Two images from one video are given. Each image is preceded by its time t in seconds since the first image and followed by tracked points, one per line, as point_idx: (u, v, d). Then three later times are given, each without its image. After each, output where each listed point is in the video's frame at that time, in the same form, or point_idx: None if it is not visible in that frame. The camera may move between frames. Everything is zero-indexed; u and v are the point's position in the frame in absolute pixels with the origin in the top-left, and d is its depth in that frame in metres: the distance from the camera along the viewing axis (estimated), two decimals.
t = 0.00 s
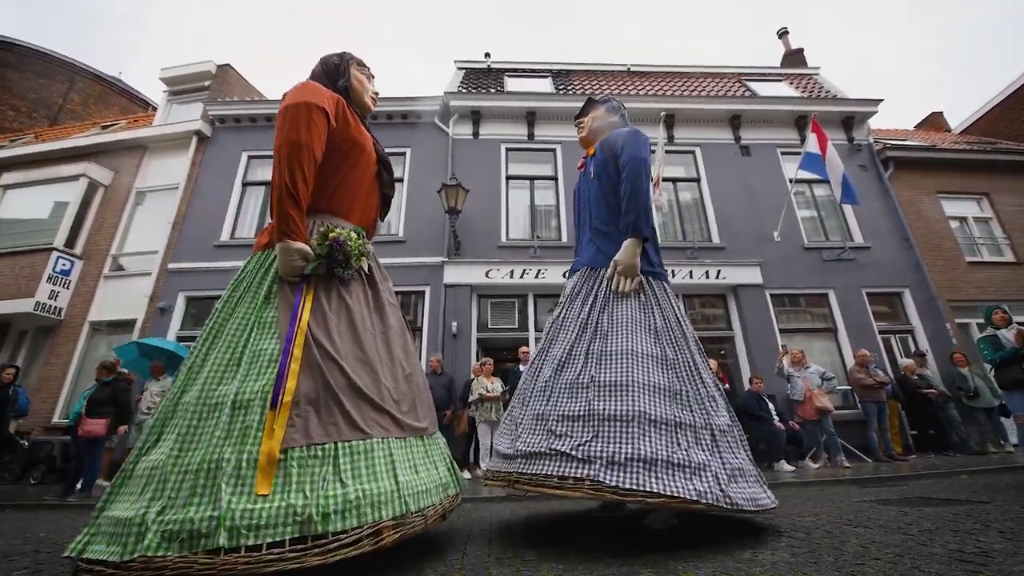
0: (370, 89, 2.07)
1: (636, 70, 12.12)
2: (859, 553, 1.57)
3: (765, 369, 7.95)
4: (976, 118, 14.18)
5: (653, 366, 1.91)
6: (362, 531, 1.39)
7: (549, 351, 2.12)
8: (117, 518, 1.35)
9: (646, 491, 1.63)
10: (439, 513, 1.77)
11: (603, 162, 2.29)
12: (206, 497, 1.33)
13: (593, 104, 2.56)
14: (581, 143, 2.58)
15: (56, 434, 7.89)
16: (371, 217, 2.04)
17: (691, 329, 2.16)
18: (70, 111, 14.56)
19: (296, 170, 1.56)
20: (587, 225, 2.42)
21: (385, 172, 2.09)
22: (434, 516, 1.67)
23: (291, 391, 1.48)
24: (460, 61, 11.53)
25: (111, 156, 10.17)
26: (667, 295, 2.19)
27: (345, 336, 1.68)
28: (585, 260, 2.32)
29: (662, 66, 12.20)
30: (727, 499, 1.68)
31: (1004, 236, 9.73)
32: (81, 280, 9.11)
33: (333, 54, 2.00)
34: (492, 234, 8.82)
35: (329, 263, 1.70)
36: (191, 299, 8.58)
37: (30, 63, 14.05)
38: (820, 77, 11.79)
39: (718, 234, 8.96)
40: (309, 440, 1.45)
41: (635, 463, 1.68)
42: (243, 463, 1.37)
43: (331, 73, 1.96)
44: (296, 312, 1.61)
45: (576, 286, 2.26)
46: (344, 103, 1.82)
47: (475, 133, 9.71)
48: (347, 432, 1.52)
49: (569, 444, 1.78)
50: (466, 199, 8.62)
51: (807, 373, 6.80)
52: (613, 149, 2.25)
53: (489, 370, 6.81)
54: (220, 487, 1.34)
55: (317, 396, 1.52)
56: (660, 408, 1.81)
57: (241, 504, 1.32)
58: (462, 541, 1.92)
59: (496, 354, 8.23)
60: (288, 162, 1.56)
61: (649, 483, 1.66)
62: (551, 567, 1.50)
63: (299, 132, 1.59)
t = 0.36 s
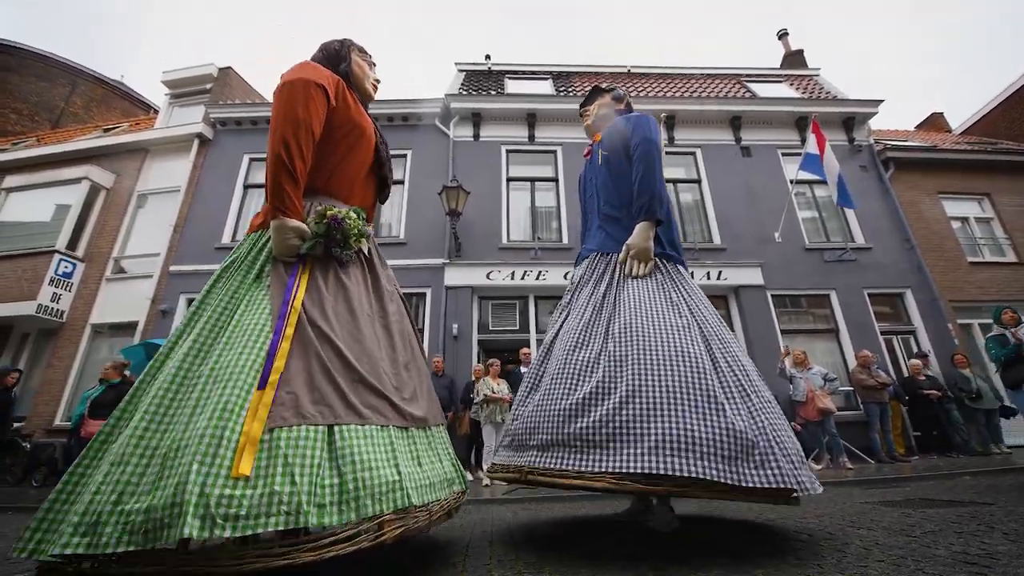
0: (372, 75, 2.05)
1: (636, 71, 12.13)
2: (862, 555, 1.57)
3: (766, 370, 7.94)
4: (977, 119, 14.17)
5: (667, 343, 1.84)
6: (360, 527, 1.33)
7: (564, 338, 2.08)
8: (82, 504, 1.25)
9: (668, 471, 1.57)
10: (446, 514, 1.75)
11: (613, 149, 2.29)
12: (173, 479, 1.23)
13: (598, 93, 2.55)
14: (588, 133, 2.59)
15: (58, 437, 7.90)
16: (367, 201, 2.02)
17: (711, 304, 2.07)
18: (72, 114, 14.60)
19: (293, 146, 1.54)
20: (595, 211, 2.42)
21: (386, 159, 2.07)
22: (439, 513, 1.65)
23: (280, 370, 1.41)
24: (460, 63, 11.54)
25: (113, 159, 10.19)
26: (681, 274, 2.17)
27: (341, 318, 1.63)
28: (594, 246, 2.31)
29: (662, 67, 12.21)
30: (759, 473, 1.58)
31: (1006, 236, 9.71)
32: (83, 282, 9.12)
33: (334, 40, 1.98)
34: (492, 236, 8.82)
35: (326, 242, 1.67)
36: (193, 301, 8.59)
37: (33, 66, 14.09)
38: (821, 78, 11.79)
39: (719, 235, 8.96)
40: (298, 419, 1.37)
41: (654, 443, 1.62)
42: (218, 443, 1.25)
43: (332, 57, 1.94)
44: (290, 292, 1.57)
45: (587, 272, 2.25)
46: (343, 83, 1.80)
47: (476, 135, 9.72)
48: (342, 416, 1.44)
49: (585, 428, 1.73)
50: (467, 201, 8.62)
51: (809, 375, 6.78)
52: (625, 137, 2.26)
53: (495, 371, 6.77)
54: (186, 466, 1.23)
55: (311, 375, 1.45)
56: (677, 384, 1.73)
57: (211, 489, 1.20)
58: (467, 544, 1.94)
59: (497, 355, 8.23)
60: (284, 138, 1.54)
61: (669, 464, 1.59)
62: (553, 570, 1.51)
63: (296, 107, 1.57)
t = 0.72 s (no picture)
0: (371, 73, 2.04)
1: (639, 72, 12.12)
2: (869, 556, 1.56)
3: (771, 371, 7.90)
4: (982, 117, 14.07)
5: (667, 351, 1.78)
6: (378, 542, 1.33)
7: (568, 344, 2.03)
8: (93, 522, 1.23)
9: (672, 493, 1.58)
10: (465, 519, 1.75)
11: (627, 149, 2.30)
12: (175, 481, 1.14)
13: (608, 85, 2.55)
14: (596, 123, 2.58)
15: (65, 439, 7.94)
16: (372, 204, 2.03)
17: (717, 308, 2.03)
18: (78, 119, 14.71)
19: (294, 149, 1.54)
20: (600, 212, 2.42)
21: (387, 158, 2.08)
22: (458, 521, 1.65)
23: (296, 379, 1.41)
24: (463, 65, 11.57)
25: (119, 162, 10.26)
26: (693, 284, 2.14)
27: (354, 324, 1.63)
28: (599, 250, 2.30)
29: (665, 68, 12.19)
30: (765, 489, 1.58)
31: (1013, 235, 9.64)
32: (89, 285, 9.18)
33: (332, 38, 1.97)
34: (495, 237, 8.82)
35: (332, 247, 1.66)
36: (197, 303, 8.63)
37: (40, 71, 14.21)
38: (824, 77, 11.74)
39: (722, 235, 8.93)
40: (321, 424, 1.37)
41: (655, 465, 1.62)
42: (221, 441, 1.21)
43: (331, 57, 1.94)
44: (299, 301, 1.57)
45: (590, 278, 2.24)
46: (342, 83, 1.80)
47: (479, 136, 9.72)
48: (362, 426, 1.44)
49: (586, 446, 1.72)
50: (469, 202, 8.63)
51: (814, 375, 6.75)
52: (636, 138, 2.27)
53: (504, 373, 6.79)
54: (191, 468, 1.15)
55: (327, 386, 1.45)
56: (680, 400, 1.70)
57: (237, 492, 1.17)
58: (473, 546, 1.95)
59: (501, 356, 8.24)
60: (286, 142, 1.54)
61: (673, 480, 1.59)
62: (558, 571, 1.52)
63: (297, 108, 1.57)
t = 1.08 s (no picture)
0: (365, 64, 2.04)
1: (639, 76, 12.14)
2: (872, 562, 1.55)
3: (773, 375, 7.88)
4: (981, 121, 14.10)
5: (692, 357, 1.79)
6: (369, 542, 1.23)
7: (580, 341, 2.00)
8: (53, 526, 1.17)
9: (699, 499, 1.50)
10: (466, 524, 1.68)
11: (632, 136, 2.29)
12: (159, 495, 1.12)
13: (610, 80, 2.54)
14: (598, 119, 2.59)
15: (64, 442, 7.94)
16: (365, 187, 2.02)
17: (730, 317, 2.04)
18: (80, 122, 14.75)
19: (285, 125, 1.53)
20: (605, 202, 2.41)
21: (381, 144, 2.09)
22: (459, 525, 1.54)
23: (277, 365, 1.34)
24: (463, 70, 11.61)
25: (121, 166, 10.28)
26: (701, 273, 2.13)
27: (342, 310, 1.58)
28: (607, 239, 2.29)
29: (665, 72, 12.22)
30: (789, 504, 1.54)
31: (1013, 239, 9.63)
32: (90, 288, 9.18)
33: (326, 28, 1.97)
34: (495, 240, 8.83)
35: (323, 225, 1.62)
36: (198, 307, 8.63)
37: (41, 75, 14.25)
38: (824, 81, 11.76)
39: (723, 238, 8.93)
40: (299, 427, 1.30)
41: (687, 468, 1.54)
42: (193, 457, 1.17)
43: (325, 44, 1.92)
44: (283, 281, 1.51)
45: (598, 269, 2.21)
46: (336, 67, 1.80)
47: (480, 140, 9.74)
48: (348, 417, 1.38)
49: (607, 447, 1.65)
50: (470, 206, 8.64)
51: (817, 378, 6.71)
52: (641, 124, 2.25)
53: (506, 376, 6.77)
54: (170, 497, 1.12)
55: (308, 371, 1.39)
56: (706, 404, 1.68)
57: (202, 510, 1.11)
58: (473, 554, 1.94)
59: (501, 360, 8.25)
60: (275, 119, 1.53)
61: (695, 484, 1.53)
62: None
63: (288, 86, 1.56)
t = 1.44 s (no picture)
0: (360, 59, 2.04)
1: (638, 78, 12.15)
2: (876, 564, 1.54)
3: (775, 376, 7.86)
4: (980, 120, 14.10)
5: (699, 324, 1.66)
6: (361, 536, 1.23)
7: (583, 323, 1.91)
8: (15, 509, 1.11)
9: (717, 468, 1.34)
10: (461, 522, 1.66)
11: (629, 123, 2.30)
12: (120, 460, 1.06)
13: (607, 76, 2.55)
14: (595, 115, 2.59)
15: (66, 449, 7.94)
16: (358, 176, 2.02)
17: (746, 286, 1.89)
18: (82, 129, 14.81)
19: (275, 113, 1.54)
20: (606, 192, 2.41)
21: (375, 137, 2.10)
22: (454, 518, 1.53)
23: (262, 344, 1.33)
24: (463, 74, 11.63)
25: (122, 172, 10.30)
26: (708, 249, 2.06)
27: (332, 294, 1.58)
28: (607, 227, 2.28)
29: (664, 74, 12.24)
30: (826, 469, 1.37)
31: (1014, 238, 9.62)
32: (91, 294, 9.18)
33: (319, 24, 1.98)
34: (496, 243, 8.83)
35: (314, 211, 1.63)
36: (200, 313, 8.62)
37: (43, 82, 14.31)
38: (823, 82, 11.78)
39: (724, 240, 8.92)
40: (285, 397, 1.26)
41: (693, 438, 1.40)
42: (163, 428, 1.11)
43: (318, 38, 1.94)
44: (273, 268, 1.52)
45: (602, 256, 2.17)
46: (329, 61, 1.81)
47: (479, 143, 9.75)
48: (338, 396, 1.36)
49: (604, 422, 1.53)
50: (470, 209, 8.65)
51: (823, 378, 6.69)
52: (637, 110, 2.26)
53: (507, 379, 6.75)
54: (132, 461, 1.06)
55: (296, 347, 1.38)
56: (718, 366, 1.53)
57: (169, 478, 1.05)
58: (473, 562, 1.92)
59: (502, 363, 8.25)
60: (266, 107, 1.54)
61: (704, 454, 1.37)
62: None
63: (279, 70, 1.58)
